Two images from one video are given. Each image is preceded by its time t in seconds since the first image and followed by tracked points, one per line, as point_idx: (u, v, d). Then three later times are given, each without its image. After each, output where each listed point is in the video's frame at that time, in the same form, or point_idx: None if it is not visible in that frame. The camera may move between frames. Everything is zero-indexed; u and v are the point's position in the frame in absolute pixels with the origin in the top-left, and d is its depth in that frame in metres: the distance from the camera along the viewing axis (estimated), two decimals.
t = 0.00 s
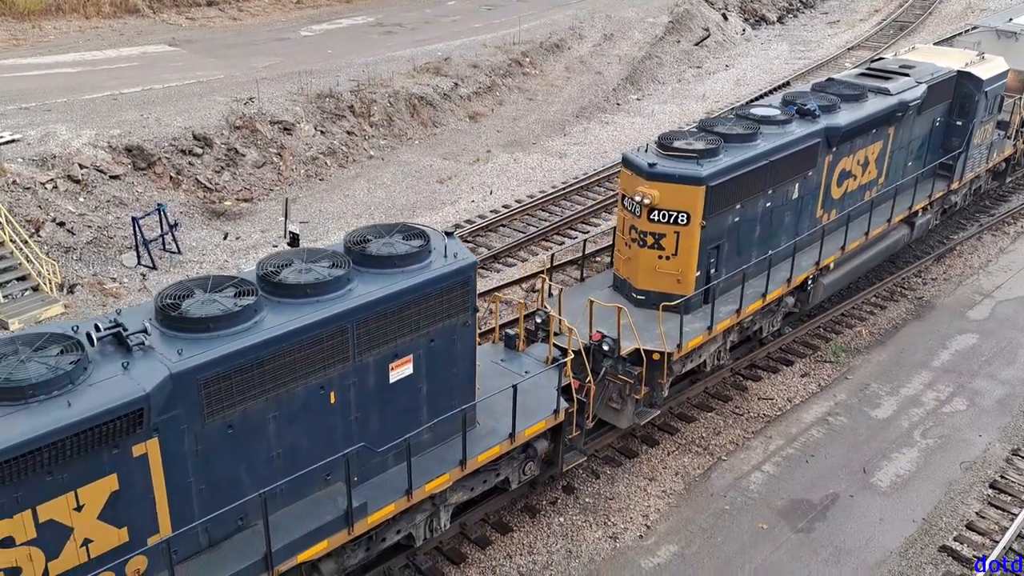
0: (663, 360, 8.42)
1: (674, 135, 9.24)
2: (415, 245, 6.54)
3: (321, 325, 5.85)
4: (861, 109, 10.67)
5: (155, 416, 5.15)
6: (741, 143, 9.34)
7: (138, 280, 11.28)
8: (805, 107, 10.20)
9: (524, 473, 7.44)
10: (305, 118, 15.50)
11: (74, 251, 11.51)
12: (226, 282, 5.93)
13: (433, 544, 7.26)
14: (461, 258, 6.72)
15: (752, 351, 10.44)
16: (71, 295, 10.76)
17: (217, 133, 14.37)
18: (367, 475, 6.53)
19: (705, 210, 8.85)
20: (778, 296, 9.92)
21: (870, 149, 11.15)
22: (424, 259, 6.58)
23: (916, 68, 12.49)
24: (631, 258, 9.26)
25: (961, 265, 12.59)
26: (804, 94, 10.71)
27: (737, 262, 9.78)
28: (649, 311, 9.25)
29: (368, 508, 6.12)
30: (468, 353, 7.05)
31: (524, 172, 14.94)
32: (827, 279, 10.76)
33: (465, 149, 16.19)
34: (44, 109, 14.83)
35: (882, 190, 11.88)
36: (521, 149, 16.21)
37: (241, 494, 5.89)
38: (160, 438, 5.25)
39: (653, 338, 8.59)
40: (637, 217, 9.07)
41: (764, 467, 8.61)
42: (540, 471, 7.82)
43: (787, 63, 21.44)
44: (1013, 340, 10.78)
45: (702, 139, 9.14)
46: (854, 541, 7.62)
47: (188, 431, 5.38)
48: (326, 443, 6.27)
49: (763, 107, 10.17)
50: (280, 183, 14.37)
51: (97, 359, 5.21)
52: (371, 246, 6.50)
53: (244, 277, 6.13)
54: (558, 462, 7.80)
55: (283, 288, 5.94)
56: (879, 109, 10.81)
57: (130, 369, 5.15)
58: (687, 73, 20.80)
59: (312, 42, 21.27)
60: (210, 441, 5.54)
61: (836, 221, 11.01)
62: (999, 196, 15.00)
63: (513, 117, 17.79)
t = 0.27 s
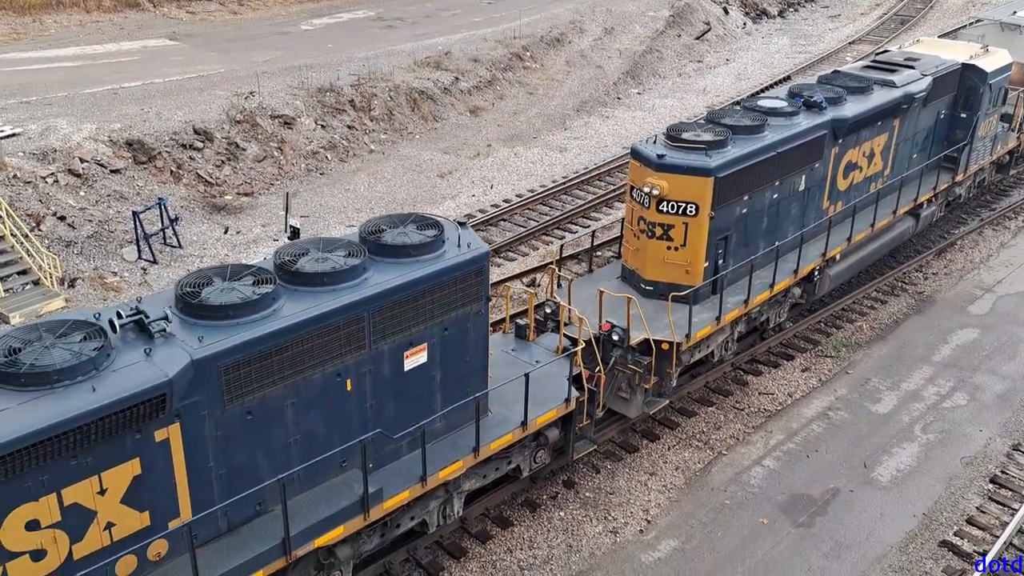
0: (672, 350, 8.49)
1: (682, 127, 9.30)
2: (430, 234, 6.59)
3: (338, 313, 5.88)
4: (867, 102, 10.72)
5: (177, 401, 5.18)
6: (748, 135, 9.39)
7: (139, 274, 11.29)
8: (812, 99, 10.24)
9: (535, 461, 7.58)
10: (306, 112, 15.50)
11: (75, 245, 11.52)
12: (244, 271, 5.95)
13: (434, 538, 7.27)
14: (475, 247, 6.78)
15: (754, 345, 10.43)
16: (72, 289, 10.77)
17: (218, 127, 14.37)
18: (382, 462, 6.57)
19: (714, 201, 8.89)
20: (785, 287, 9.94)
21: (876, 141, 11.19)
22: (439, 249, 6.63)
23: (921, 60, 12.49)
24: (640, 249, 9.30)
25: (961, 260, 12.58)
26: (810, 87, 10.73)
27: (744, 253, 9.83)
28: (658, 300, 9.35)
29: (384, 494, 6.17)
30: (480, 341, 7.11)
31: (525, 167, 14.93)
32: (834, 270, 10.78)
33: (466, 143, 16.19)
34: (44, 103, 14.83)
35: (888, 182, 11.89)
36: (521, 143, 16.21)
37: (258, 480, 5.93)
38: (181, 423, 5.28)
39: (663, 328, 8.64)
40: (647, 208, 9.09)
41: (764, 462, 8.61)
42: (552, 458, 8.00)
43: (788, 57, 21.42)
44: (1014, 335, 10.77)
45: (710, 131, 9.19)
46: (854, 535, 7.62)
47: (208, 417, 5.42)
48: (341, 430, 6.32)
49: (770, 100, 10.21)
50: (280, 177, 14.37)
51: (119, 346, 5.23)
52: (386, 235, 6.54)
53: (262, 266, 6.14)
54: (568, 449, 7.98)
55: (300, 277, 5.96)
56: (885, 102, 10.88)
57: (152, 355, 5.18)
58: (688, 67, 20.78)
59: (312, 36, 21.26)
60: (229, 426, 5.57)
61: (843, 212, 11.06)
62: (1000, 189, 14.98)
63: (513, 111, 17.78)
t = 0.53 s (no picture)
0: (681, 345, 8.52)
1: (690, 124, 9.37)
2: (443, 228, 6.69)
3: (356, 305, 5.98)
4: (873, 98, 10.75)
5: (198, 392, 5.30)
6: (757, 131, 9.45)
7: (140, 271, 11.29)
8: (818, 96, 10.29)
9: (547, 454, 7.68)
10: (307, 110, 15.50)
11: (76, 242, 11.52)
12: (262, 263, 6.04)
13: (434, 537, 7.26)
14: (487, 242, 6.88)
15: (755, 345, 10.43)
16: (72, 287, 10.77)
17: (219, 125, 14.37)
18: (397, 453, 6.68)
19: (723, 197, 8.95)
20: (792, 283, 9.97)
21: (881, 138, 11.24)
22: (452, 243, 6.73)
23: (926, 58, 12.53)
24: (648, 245, 9.37)
25: (962, 259, 12.58)
26: (816, 84, 10.77)
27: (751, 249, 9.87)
28: (666, 295, 9.40)
29: (399, 484, 6.27)
30: (493, 334, 7.21)
31: (526, 165, 14.93)
32: (840, 266, 10.80)
33: (466, 141, 16.19)
34: (45, 100, 14.83)
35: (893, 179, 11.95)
36: (522, 141, 16.21)
37: (276, 469, 6.05)
38: (201, 413, 5.40)
39: (672, 322, 8.71)
40: (656, 204, 9.14)
41: (764, 461, 8.61)
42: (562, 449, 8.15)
43: (789, 56, 21.41)
44: (1014, 334, 10.77)
45: (718, 128, 9.26)
46: (854, 535, 7.62)
47: (227, 407, 5.54)
48: (357, 420, 6.43)
49: (777, 97, 10.27)
50: (281, 175, 14.37)
51: (141, 337, 5.35)
52: (401, 229, 6.64)
53: (279, 259, 6.24)
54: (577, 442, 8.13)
55: (317, 269, 6.05)
56: (891, 99, 10.90)
57: (174, 345, 5.30)
58: (689, 66, 20.78)
59: (314, 34, 21.25)
60: (248, 416, 5.69)
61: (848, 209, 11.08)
62: (1001, 189, 14.98)
63: (514, 110, 17.77)
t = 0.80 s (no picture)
0: (690, 339, 8.54)
1: (698, 119, 9.44)
2: (456, 223, 6.77)
3: (371, 298, 6.08)
4: (879, 95, 10.76)
5: (219, 382, 5.40)
6: (765, 127, 9.51)
7: (141, 270, 11.31)
8: (825, 92, 10.30)
9: (558, 446, 7.77)
10: (308, 109, 15.51)
11: (78, 241, 11.54)
12: (279, 257, 6.15)
13: (435, 535, 7.27)
14: (500, 236, 6.96)
15: (756, 343, 10.42)
16: (74, 286, 10.79)
17: (220, 124, 14.39)
18: (412, 444, 6.77)
19: (731, 192, 9.00)
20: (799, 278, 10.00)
21: (888, 134, 11.24)
22: (465, 237, 6.81)
23: (932, 54, 12.55)
24: (657, 240, 9.42)
25: (964, 257, 12.56)
26: (823, 80, 10.74)
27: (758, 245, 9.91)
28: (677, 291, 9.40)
29: (413, 475, 6.36)
30: (506, 327, 7.30)
31: (527, 164, 14.93)
32: (846, 261, 10.84)
33: (468, 140, 16.19)
34: (47, 100, 14.85)
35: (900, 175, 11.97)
36: (523, 140, 16.20)
37: (294, 460, 6.14)
38: (223, 403, 5.50)
39: (681, 317, 8.73)
40: (665, 199, 9.20)
41: (766, 460, 8.60)
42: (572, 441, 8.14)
43: (791, 54, 21.38)
44: (1017, 333, 10.75)
45: (726, 123, 9.29)
46: (856, 533, 7.61)
47: (247, 398, 5.63)
48: (374, 411, 6.52)
49: (784, 93, 10.27)
50: (283, 174, 14.39)
51: (163, 329, 5.48)
52: (415, 224, 6.74)
53: (296, 253, 6.36)
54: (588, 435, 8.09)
55: (334, 263, 6.19)
56: (897, 95, 10.92)
57: (195, 336, 5.43)
58: (691, 64, 20.76)
59: (315, 33, 21.25)
60: (268, 407, 5.79)
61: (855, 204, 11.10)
62: (1004, 186, 14.96)
63: (515, 108, 17.76)
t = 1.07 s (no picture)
0: (700, 333, 8.65)
1: (709, 114, 9.43)
2: (472, 215, 6.86)
3: (390, 289, 6.15)
4: (888, 91, 10.82)
5: (242, 370, 5.45)
6: (774, 123, 9.50)
7: (144, 267, 11.33)
8: (835, 88, 10.37)
9: (569, 438, 7.93)
10: (311, 106, 15.53)
11: (81, 238, 11.56)
12: (298, 249, 6.20)
13: (436, 532, 7.27)
14: (514, 230, 7.07)
15: (758, 342, 10.40)
16: (78, 282, 10.83)
17: (224, 121, 14.40)
18: (427, 434, 6.83)
19: (742, 187, 8.99)
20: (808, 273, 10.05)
21: (897, 131, 11.26)
22: (480, 230, 6.91)
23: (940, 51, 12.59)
24: (668, 235, 9.43)
25: (968, 257, 12.52)
26: (832, 77, 10.84)
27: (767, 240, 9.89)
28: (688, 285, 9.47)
29: (429, 464, 6.42)
30: (519, 319, 7.38)
31: (530, 161, 14.93)
32: (855, 257, 10.85)
33: (471, 138, 16.19)
34: (51, 96, 14.88)
35: (908, 171, 11.98)
36: (526, 137, 16.20)
37: (312, 448, 6.19)
38: (244, 392, 5.56)
39: (692, 310, 8.81)
40: (676, 194, 9.21)
41: (768, 458, 8.59)
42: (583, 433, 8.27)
43: (794, 52, 21.34)
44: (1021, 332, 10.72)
45: (737, 119, 9.32)
46: (858, 532, 7.60)
47: (268, 386, 5.68)
48: (390, 401, 6.57)
49: (794, 89, 10.33)
50: (286, 171, 14.40)
51: (186, 318, 5.51)
52: (431, 217, 6.82)
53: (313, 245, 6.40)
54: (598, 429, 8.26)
55: (352, 255, 6.23)
56: (905, 92, 10.93)
57: (218, 326, 5.48)
58: (694, 62, 20.73)
59: (318, 30, 21.27)
60: (287, 396, 5.84)
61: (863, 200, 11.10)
62: (1008, 185, 14.91)
63: (519, 105, 17.76)
